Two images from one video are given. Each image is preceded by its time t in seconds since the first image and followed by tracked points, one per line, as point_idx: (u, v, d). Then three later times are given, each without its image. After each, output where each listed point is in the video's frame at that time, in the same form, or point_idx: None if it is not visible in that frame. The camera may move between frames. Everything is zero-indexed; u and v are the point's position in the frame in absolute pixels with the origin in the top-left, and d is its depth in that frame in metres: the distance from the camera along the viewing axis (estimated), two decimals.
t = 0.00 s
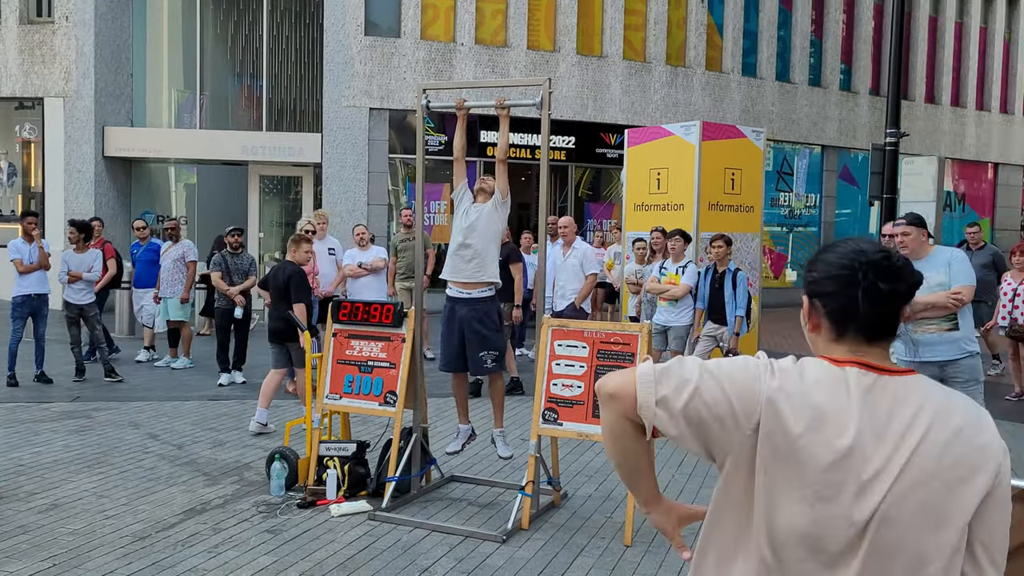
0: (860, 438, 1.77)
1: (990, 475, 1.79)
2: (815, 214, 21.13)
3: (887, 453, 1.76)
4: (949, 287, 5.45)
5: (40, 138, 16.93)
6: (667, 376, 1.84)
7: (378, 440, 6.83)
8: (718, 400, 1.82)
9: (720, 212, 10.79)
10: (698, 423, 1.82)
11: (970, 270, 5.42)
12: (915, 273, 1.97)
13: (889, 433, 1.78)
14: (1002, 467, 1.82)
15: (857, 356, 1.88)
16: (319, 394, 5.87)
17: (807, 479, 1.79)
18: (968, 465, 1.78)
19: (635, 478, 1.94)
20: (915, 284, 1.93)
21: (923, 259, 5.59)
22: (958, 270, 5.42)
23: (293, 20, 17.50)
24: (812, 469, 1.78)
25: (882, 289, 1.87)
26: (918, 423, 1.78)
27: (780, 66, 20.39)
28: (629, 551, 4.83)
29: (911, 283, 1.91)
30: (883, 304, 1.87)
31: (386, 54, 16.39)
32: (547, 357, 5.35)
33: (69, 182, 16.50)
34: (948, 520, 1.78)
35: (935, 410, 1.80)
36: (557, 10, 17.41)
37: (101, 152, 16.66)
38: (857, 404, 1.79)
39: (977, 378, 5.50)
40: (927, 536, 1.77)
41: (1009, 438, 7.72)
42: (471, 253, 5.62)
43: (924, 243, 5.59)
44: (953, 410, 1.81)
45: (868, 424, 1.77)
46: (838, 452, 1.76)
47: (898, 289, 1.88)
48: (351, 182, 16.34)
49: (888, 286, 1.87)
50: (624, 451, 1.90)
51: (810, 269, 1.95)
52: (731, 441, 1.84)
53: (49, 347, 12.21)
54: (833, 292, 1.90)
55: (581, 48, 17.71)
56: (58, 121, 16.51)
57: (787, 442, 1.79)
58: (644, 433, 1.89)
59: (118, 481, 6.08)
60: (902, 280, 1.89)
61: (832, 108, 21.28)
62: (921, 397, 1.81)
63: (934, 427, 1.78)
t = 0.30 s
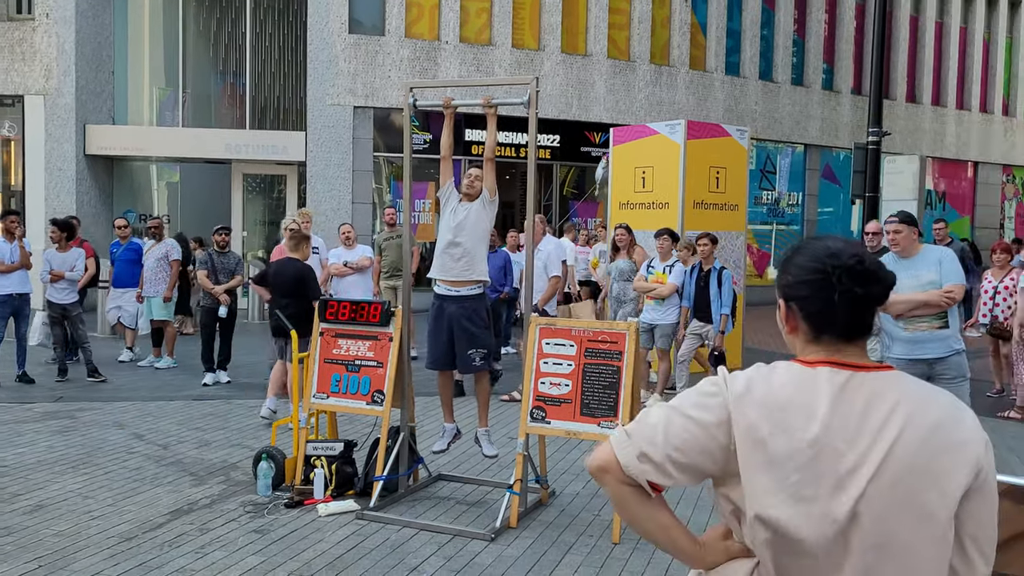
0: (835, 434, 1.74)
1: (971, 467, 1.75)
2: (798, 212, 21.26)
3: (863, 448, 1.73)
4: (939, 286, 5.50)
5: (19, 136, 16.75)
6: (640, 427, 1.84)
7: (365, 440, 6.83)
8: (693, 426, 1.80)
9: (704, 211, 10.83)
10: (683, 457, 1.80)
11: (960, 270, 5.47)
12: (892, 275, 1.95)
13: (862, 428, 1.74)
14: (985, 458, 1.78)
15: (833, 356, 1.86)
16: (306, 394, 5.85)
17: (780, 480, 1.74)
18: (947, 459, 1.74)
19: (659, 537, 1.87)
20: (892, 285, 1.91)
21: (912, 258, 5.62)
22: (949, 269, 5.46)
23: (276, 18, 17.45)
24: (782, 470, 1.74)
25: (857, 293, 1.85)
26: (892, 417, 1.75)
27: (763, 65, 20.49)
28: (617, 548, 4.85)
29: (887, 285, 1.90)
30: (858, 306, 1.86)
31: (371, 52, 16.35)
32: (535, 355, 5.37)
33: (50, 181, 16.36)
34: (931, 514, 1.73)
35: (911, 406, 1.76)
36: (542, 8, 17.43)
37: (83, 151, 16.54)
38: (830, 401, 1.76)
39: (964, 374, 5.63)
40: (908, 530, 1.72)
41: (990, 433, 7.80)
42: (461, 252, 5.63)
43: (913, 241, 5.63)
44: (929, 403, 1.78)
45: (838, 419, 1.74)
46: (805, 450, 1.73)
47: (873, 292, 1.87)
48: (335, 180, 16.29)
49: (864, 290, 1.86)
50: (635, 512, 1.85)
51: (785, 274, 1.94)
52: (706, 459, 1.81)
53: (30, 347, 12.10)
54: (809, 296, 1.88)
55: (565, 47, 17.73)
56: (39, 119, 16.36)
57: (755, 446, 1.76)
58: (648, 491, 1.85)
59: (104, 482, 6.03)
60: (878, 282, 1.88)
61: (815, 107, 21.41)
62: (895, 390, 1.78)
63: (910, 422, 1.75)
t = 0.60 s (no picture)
0: (815, 425, 1.72)
1: (956, 450, 1.74)
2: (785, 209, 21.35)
3: (844, 437, 1.71)
4: (948, 281, 5.63)
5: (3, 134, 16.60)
6: (625, 428, 1.83)
7: (358, 437, 6.84)
8: (675, 424, 1.78)
9: (694, 208, 10.87)
10: (665, 453, 1.79)
11: (967, 266, 5.61)
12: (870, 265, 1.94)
13: (842, 418, 1.72)
14: (969, 439, 1.76)
15: (814, 348, 1.85)
16: (298, 392, 5.84)
17: (762, 471, 1.73)
18: (932, 445, 1.73)
19: (651, 535, 1.85)
20: (872, 275, 1.90)
21: (922, 253, 5.74)
22: (957, 265, 5.59)
23: (263, 15, 17.38)
24: (763, 461, 1.73)
25: (837, 285, 1.84)
26: (871, 404, 1.73)
27: (750, 63, 20.56)
28: (611, 544, 4.88)
29: (866, 275, 1.88)
30: (838, 297, 1.84)
31: (359, 49, 16.30)
32: (528, 352, 5.38)
33: (36, 179, 16.23)
34: (919, 498, 1.72)
35: (892, 393, 1.74)
36: (530, 6, 17.44)
37: (68, 149, 16.43)
38: (808, 393, 1.74)
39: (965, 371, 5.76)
40: (894, 516, 1.71)
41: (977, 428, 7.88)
42: (452, 249, 5.64)
43: (923, 236, 5.72)
44: (911, 387, 1.76)
45: (818, 409, 1.72)
46: (785, 441, 1.72)
47: (854, 284, 1.86)
48: (324, 178, 16.24)
49: (843, 282, 1.85)
50: (625, 511, 1.84)
51: (766, 267, 1.92)
52: (689, 454, 1.80)
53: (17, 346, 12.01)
54: (789, 290, 1.87)
55: (554, 44, 17.75)
56: (23, 116, 16.22)
57: (736, 440, 1.74)
58: (637, 489, 1.83)
59: (94, 481, 6.01)
60: (857, 273, 1.86)
61: (802, 104, 21.51)
62: (874, 377, 1.77)
63: (892, 410, 1.73)
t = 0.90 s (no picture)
0: (822, 420, 1.72)
1: (962, 443, 1.74)
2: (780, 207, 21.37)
3: (852, 430, 1.71)
4: (956, 278, 5.69)
5: None
6: (630, 426, 1.83)
7: (357, 436, 6.83)
8: (680, 421, 1.78)
9: (690, 205, 10.88)
10: (670, 450, 1.78)
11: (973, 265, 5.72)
12: (875, 259, 1.95)
13: (848, 411, 1.72)
14: (974, 431, 1.77)
15: (820, 343, 1.85)
16: (296, 391, 5.83)
17: (770, 466, 1.73)
18: (939, 436, 1.73)
19: (656, 534, 1.85)
20: (877, 270, 1.91)
21: (928, 249, 5.78)
22: (966, 263, 5.68)
23: (257, 13, 17.35)
24: (771, 456, 1.72)
25: (844, 279, 1.85)
26: (877, 397, 1.73)
27: (744, 61, 20.59)
28: (611, 542, 4.88)
29: (872, 269, 1.89)
30: (845, 291, 1.85)
31: (353, 47, 16.27)
32: (527, 351, 5.38)
33: (29, 178, 16.17)
34: (928, 489, 1.73)
35: (898, 385, 1.75)
36: (524, 4, 17.43)
37: (61, 147, 16.37)
38: (815, 387, 1.74)
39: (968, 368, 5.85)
40: (903, 509, 1.71)
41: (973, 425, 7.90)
42: (452, 247, 5.64)
43: (931, 234, 5.76)
44: (916, 381, 1.76)
45: (826, 403, 1.72)
46: (793, 436, 1.71)
47: (860, 277, 1.87)
48: (318, 176, 16.20)
49: (851, 276, 1.86)
50: (630, 509, 1.84)
51: (768, 265, 1.93)
52: (695, 451, 1.78)
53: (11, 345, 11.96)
54: (797, 286, 1.87)
55: (548, 42, 17.75)
56: (16, 114, 16.15)
57: (743, 434, 1.74)
58: (642, 488, 1.83)
59: (92, 481, 5.99)
60: (863, 268, 1.87)
61: (796, 102, 21.54)
62: (879, 370, 1.77)
63: (899, 402, 1.74)
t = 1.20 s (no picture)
0: (835, 417, 1.69)
1: (977, 441, 1.71)
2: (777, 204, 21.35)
3: (866, 428, 1.68)
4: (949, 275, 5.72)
5: None
6: (638, 426, 1.80)
7: (355, 435, 6.80)
8: (691, 420, 1.75)
9: (688, 203, 10.86)
10: (680, 450, 1.75)
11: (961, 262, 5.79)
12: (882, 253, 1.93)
13: (863, 408, 1.69)
14: (987, 428, 1.74)
15: (830, 340, 1.82)
16: (294, 390, 5.79)
17: (782, 465, 1.70)
18: (954, 433, 1.70)
19: (666, 537, 1.81)
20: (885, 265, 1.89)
21: (922, 248, 5.78)
22: (956, 261, 5.74)
23: (252, 10, 17.28)
24: (784, 455, 1.69)
25: (854, 275, 1.82)
26: (891, 394, 1.70)
27: (741, 58, 20.57)
28: (611, 541, 4.85)
29: (881, 263, 1.87)
30: (855, 286, 1.83)
31: (349, 45, 16.22)
32: (526, 349, 5.34)
33: (23, 176, 16.05)
34: (945, 489, 1.69)
35: (912, 382, 1.72)
36: (521, 1, 17.38)
37: (56, 145, 16.25)
38: (829, 385, 1.71)
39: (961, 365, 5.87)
40: (920, 507, 1.68)
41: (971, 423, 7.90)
42: (451, 245, 5.60)
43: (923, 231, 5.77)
44: (930, 378, 1.73)
45: (839, 399, 1.69)
46: (806, 434, 1.68)
47: (870, 272, 1.84)
48: (315, 173, 16.14)
49: (860, 270, 1.84)
50: (638, 510, 1.80)
51: (773, 264, 1.89)
52: (705, 451, 1.75)
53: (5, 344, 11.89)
54: (805, 283, 1.83)
55: (545, 39, 17.70)
56: (10, 111, 16.01)
57: (754, 432, 1.71)
58: (651, 489, 1.80)
59: (88, 481, 5.94)
60: (873, 262, 1.85)
61: (793, 100, 21.53)
62: (892, 367, 1.74)
63: (913, 400, 1.70)
